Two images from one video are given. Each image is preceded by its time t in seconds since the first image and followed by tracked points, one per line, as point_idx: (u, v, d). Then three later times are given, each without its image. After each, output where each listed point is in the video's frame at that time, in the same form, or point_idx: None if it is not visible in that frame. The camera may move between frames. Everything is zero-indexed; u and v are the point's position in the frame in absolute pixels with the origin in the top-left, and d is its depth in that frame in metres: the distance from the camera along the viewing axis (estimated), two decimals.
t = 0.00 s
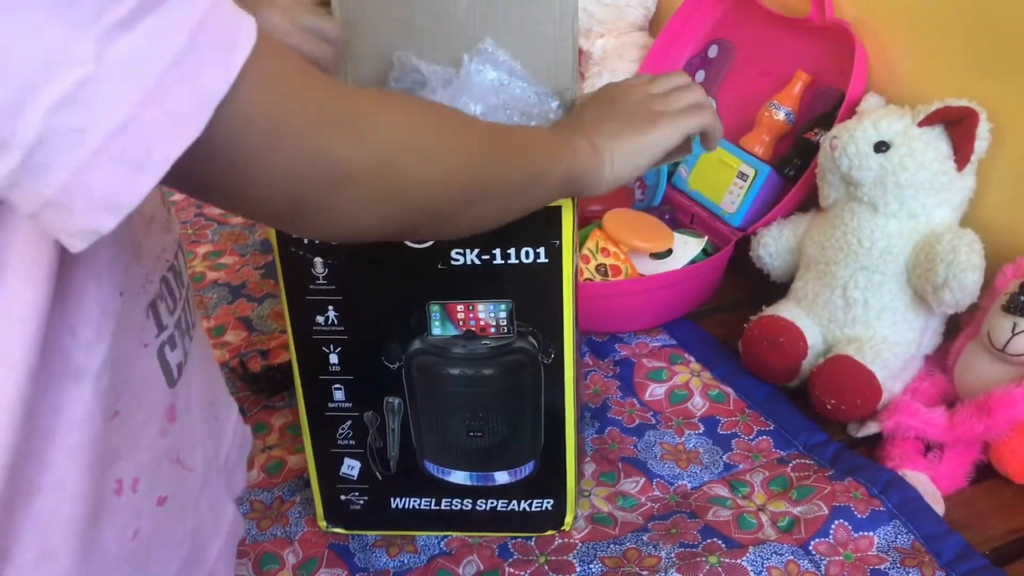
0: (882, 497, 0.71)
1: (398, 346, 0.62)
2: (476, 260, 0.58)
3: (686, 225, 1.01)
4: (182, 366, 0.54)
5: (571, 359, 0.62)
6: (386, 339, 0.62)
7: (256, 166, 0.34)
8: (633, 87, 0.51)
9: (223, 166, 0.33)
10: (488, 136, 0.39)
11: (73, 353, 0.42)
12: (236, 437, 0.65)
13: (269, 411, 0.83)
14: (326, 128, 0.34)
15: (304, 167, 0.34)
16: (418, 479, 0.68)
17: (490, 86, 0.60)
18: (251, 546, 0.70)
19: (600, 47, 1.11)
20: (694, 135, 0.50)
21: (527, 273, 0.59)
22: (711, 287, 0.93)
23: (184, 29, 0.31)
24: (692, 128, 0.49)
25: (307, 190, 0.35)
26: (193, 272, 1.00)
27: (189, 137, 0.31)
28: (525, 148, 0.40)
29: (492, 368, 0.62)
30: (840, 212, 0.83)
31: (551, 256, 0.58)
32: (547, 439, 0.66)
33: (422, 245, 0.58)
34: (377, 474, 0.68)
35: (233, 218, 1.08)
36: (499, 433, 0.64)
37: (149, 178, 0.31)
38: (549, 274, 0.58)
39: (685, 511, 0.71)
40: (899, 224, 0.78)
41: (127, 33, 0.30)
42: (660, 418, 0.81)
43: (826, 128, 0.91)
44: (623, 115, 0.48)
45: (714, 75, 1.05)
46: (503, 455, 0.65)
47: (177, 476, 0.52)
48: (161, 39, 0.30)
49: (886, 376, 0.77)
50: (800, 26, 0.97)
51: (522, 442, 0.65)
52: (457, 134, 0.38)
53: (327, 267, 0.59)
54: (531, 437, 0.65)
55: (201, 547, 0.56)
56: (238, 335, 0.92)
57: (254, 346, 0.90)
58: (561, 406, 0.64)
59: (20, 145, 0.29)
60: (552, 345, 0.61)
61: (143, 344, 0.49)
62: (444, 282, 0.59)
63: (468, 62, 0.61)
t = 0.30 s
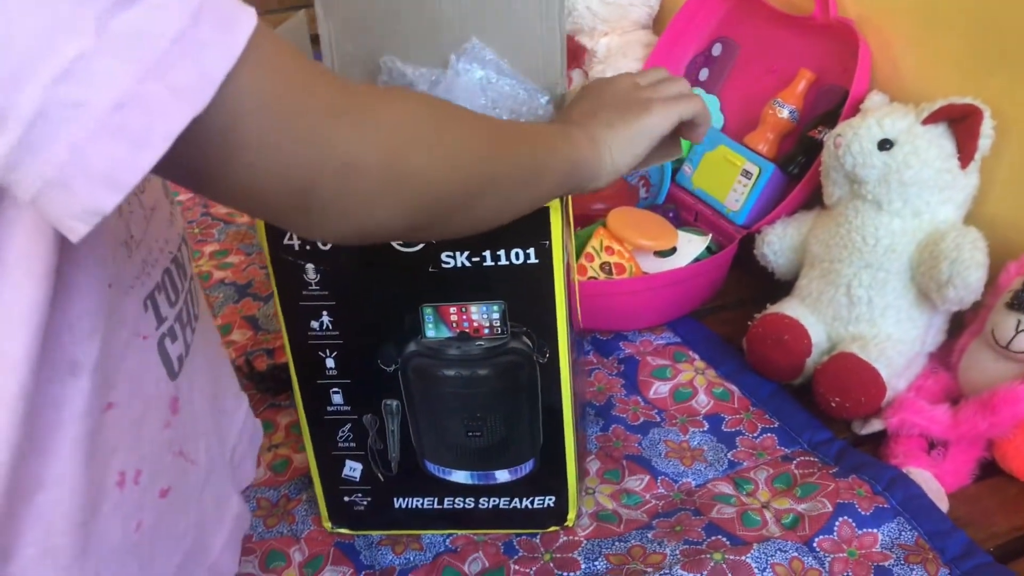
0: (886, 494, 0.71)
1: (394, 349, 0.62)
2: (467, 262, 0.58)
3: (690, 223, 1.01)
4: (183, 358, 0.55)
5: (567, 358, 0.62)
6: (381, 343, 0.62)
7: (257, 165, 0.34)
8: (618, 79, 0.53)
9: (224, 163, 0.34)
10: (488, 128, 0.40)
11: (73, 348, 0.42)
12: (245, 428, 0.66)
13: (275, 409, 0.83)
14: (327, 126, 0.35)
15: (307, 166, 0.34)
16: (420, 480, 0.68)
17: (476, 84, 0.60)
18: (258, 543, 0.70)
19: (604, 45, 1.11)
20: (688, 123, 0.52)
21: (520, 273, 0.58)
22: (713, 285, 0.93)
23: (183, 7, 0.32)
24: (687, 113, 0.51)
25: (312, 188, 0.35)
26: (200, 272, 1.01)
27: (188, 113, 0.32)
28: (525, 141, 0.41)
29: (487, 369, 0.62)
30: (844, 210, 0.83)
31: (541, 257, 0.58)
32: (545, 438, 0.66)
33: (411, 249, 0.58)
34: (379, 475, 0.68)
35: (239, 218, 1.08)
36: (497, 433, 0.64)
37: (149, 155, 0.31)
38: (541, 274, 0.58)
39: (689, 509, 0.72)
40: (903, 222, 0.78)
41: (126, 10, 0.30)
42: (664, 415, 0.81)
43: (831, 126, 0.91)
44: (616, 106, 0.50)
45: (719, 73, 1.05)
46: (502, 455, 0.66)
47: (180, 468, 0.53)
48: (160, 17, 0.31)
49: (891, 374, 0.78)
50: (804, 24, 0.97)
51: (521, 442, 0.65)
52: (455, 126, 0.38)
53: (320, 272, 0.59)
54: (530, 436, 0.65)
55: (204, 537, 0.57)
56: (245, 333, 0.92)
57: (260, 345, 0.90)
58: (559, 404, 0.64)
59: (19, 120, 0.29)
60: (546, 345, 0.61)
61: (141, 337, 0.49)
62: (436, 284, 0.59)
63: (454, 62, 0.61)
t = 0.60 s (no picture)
0: (899, 488, 0.71)
1: (409, 343, 0.63)
2: (482, 257, 0.58)
3: (700, 217, 1.01)
4: (191, 360, 0.55)
5: (581, 353, 0.62)
6: (396, 338, 0.63)
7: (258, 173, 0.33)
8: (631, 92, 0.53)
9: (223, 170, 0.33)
10: (500, 143, 0.39)
11: (76, 354, 0.42)
12: (255, 432, 0.66)
13: (286, 404, 0.83)
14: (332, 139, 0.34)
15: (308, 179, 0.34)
16: (433, 473, 0.68)
17: (493, 80, 0.62)
18: (270, 538, 0.71)
19: (613, 38, 1.11)
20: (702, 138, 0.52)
21: (533, 269, 0.59)
22: (724, 279, 0.92)
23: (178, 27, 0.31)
24: (702, 129, 0.51)
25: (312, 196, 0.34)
26: (209, 267, 1.01)
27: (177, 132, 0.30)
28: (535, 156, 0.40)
29: (502, 364, 0.62)
30: (855, 203, 0.82)
31: (556, 252, 0.58)
32: (559, 432, 0.66)
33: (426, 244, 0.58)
34: (392, 469, 0.68)
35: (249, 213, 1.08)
36: (510, 428, 0.64)
37: (141, 175, 0.30)
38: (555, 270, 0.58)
39: (700, 502, 0.72)
40: (915, 215, 0.78)
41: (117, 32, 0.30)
42: (675, 409, 0.81)
43: (841, 118, 0.91)
44: (629, 119, 0.50)
45: (729, 65, 1.05)
46: (515, 450, 0.66)
47: (187, 470, 0.53)
48: (157, 38, 0.30)
49: (902, 367, 0.77)
50: (814, 16, 0.96)
51: (534, 437, 0.65)
52: (466, 139, 0.38)
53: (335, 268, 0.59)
54: (543, 431, 0.65)
55: (214, 540, 0.57)
56: (255, 328, 0.92)
57: (270, 340, 0.90)
58: (572, 399, 0.64)
59: (12, 135, 0.28)
60: (560, 340, 0.61)
61: (148, 340, 0.49)
62: (449, 280, 0.60)
63: (471, 57, 0.62)
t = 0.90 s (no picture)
0: (910, 475, 0.71)
1: (427, 326, 0.62)
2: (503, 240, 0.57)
3: (711, 205, 1.00)
4: (218, 344, 0.55)
5: (598, 339, 0.62)
6: (414, 320, 0.62)
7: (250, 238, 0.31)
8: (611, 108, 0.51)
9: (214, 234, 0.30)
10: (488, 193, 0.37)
11: (111, 335, 0.42)
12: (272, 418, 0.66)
13: (297, 391, 0.84)
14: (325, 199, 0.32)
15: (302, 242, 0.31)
16: (448, 457, 0.68)
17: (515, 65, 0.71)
18: (284, 524, 0.71)
19: (624, 25, 1.10)
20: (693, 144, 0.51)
21: (554, 253, 0.58)
22: (735, 267, 0.93)
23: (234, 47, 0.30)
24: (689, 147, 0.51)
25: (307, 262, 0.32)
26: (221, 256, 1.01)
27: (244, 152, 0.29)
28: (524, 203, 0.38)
29: (519, 348, 0.62)
30: (867, 190, 0.82)
31: (576, 237, 0.58)
32: (573, 419, 0.66)
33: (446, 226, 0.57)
34: (406, 452, 0.68)
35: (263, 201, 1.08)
36: (525, 413, 0.65)
37: (202, 181, 0.28)
38: (575, 254, 0.58)
39: (712, 489, 0.72)
40: (927, 202, 0.78)
41: (185, 40, 0.28)
42: (686, 397, 0.81)
43: (853, 106, 0.91)
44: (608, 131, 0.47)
45: (739, 54, 1.05)
46: (528, 435, 0.66)
47: (215, 452, 0.53)
48: (216, 55, 0.29)
49: (914, 355, 0.77)
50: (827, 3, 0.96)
51: (547, 423, 0.65)
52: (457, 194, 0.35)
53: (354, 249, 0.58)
54: (557, 418, 0.65)
55: (240, 522, 0.57)
56: (266, 316, 0.93)
57: (282, 328, 0.90)
58: (588, 386, 0.64)
59: (80, 125, 0.27)
60: (578, 325, 0.61)
61: (181, 323, 0.50)
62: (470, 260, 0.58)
63: (496, 46, 0.72)
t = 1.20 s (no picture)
0: (910, 469, 0.71)
1: (428, 319, 0.62)
2: (505, 234, 0.57)
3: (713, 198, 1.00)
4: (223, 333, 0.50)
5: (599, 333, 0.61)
6: (416, 313, 0.62)
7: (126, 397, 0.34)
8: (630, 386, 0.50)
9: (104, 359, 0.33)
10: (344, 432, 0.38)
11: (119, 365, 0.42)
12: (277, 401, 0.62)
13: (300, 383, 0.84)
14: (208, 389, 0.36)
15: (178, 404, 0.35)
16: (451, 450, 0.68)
17: (518, 60, 0.72)
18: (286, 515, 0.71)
19: (627, 18, 1.10)
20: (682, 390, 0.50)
21: (556, 246, 0.58)
22: (737, 261, 0.93)
23: (183, 183, 0.36)
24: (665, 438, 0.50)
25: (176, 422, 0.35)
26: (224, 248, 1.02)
27: (125, 298, 0.34)
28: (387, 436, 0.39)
29: (521, 341, 0.62)
30: (869, 184, 0.82)
31: (578, 230, 0.57)
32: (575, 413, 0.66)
33: (450, 220, 0.57)
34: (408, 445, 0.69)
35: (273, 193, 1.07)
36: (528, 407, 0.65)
37: (81, 314, 0.33)
38: (577, 248, 0.57)
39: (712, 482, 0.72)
40: (929, 196, 0.77)
41: (125, 171, 0.34)
42: (687, 390, 0.81)
43: (856, 100, 0.91)
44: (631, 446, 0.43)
45: (742, 47, 1.04)
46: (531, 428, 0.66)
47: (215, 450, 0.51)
48: (150, 191, 0.35)
49: (915, 348, 0.77)
50: None
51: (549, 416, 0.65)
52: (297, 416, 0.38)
53: (358, 242, 0.59)
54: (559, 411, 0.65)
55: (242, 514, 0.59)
56: (269, 308, 0.93)
57: (285, 320, 0.91)
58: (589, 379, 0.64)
59: None
60: (579, 319, 0.61)
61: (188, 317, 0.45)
62: (472, 253, 0.58)
63: (499, 39, 0.72)
